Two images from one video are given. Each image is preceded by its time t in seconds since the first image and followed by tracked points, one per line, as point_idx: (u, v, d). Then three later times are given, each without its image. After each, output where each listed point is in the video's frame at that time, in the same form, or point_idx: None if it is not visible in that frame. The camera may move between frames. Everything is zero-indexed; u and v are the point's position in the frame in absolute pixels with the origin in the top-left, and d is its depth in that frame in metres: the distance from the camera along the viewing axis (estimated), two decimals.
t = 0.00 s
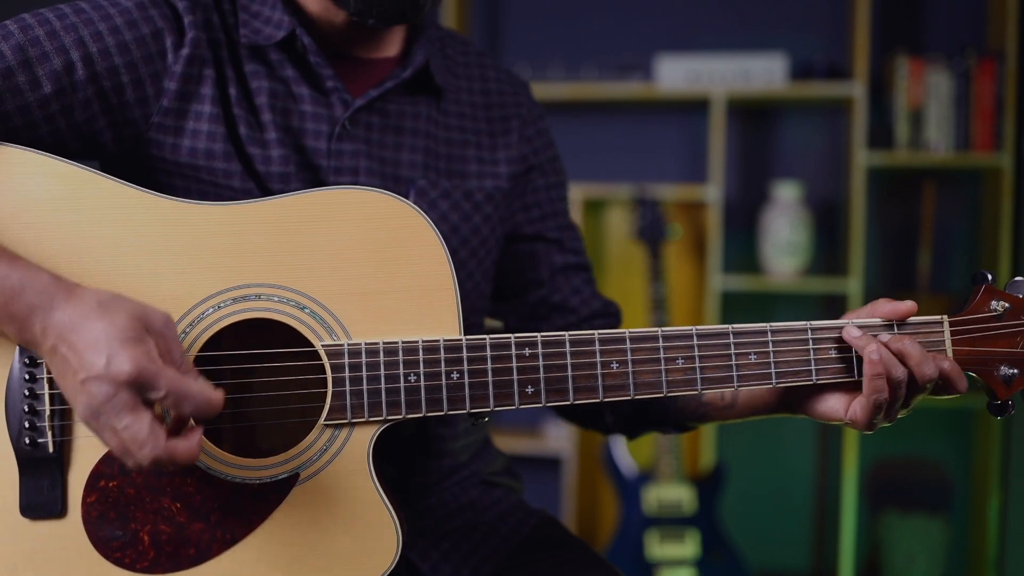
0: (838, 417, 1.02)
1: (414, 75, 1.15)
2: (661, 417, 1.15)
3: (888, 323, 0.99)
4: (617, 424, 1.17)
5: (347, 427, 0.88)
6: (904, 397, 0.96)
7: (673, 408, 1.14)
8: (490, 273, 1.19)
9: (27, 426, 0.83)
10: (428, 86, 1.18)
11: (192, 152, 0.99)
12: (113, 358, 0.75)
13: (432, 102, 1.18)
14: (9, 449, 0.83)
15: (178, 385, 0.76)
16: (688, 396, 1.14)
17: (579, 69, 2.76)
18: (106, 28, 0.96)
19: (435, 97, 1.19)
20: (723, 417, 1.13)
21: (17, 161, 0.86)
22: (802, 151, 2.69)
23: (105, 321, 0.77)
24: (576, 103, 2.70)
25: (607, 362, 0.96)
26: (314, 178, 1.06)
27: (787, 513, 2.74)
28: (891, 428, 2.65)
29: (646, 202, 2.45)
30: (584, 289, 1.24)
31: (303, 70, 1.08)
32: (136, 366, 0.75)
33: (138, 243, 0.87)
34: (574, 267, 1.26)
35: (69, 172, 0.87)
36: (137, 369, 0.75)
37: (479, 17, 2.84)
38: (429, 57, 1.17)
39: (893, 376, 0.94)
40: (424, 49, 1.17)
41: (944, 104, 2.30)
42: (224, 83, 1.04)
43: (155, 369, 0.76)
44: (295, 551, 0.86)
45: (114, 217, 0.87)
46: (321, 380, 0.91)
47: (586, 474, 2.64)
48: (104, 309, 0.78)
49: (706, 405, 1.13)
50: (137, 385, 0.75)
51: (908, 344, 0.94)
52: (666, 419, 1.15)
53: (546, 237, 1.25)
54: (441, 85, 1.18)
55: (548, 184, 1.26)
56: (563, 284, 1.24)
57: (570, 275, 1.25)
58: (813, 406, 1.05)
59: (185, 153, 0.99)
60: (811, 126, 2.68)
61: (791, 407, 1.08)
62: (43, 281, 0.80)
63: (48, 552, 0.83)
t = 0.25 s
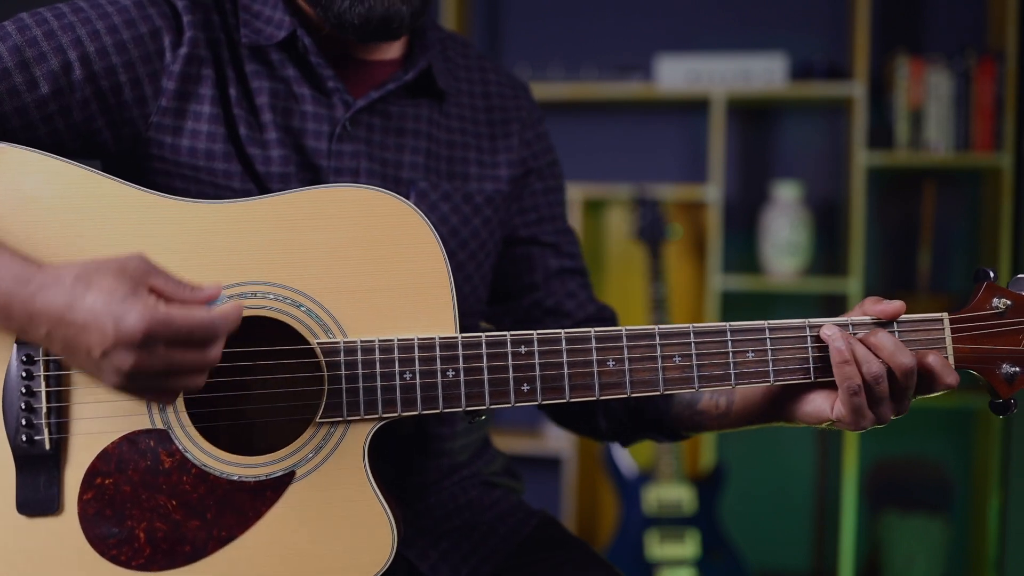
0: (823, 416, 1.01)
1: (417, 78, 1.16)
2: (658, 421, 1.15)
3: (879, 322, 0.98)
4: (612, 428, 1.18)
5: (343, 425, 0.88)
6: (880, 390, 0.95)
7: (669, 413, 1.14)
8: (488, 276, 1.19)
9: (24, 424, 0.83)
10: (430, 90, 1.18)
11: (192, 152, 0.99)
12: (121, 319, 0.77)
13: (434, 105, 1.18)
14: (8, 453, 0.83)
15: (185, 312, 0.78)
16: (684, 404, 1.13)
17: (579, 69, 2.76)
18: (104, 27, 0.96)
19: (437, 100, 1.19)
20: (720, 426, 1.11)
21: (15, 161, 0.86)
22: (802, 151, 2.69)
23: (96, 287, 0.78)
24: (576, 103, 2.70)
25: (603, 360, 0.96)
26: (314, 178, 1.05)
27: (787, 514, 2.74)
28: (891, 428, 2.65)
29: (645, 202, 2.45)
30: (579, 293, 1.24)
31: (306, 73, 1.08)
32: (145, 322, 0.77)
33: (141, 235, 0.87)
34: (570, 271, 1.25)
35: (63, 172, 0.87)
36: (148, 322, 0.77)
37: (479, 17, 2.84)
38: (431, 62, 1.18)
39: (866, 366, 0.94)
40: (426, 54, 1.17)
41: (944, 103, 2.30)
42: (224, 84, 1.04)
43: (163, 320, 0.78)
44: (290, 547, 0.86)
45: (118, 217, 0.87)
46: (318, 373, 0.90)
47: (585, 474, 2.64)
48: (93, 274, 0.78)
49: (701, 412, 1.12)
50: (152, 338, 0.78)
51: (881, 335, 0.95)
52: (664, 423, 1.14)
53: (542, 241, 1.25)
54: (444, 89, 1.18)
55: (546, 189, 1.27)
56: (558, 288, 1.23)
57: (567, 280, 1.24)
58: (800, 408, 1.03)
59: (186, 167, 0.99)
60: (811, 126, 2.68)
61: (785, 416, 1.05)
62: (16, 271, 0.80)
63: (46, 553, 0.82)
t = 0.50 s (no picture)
0: (826, 415, 1.00)
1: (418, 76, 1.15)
2: (655, 424, 1.15)
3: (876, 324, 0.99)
4: (606, 431, 1.18)
5: (345, 428, 0.88)
6: (884, 387, 0.94)
7: (667, 416, 1.14)
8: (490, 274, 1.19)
9: (26, 426, 0.83)
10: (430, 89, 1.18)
11: (196, 146, 0.99)
12: (88, 404, 0.70)
13: (435, 103, 1.18)
14: (9, 454, 0.83)
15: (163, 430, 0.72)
16: (683, 405, 1.13)
17: (579, 69, 2.76)
18: (105, 19, 0.95)
19: (438, 98, 1.18)
20: (718, 428, 1.11)
21: (16, 162, 0.86)
22: (802, 150, 2.69)
23: (83, 363, 0.72)
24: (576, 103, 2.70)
25: (606, 363, 0.96)
26: (318, 175, 1.05)
27: (787, 514, 2.74)
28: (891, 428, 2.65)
29: (646, 202, 2.45)
30: (569, 294, 1.23)
31: (308, 70, 1.08)
32: (112, 413, 0.70)
33: (147, 237, 0.88)
34: (560, 272, 1.25)
35: (63, 172, 0.87)
36: (114, 415, 0.70)
37: (479, 16, 2.84)
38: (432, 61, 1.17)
39: (869, 363, 0.94)
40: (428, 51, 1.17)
41: (944, 103, 2.30)
42: (229, 77, 1.03)
43: (131, 417, 0.71)
44: (293, 550, 0.86)
45: (124, 214, 0.88)
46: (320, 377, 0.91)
47: (586, 474, 2.64)
48: (85, 350, 0.73)
49: (700, 414, 1.12)
50: (116, 429, 0.71)
51: (882, 333, 0.95)
52: (660, 427, 1.15)
53: (535, 239, 1.24)
54: (444, 88, 1.18)
55: (542, 188, 1.27)
56: (549, 287, 1.23)
57: (558, 280, 1.24)
58: (802, 407, 1.03)
59: (190, 162, 0.99)
60: (811, 126, 2.68)
61: (787, 420, 1.05)
62: (19, 316, 0.76)
63: (46, 553, 0.83)
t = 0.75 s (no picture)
0: (831, 423, 1.01)
1: (418, 73, 1.15)
2: (656, 428, 1.15)
3: (875, 327, 0.98)
4: (605, 434, 1.18)
5: (347, 429, 0.88)
6: (887, 393, 0.94)
7: (668, 420, 1.14)
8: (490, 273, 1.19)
9: (25, 429, 0.83)
10: (430, 85, 1.17)
11: (195, 145, 0.99)
12: (99, 396, 0.70)
13: (434, 100, 1.18)
14: (9, 457, 0.83)
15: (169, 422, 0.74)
16: (685, 409, 1.13)
17: (579, 69, 2.76)
18: (104, 18, 0.95)
19: (437, 95, 1.18)
20: (720, 433, 1.11)
21: (14, 161, 0.86)
22: (801, 150, 2.69)
23: (91, 353, 0.72)
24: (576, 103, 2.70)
25: (608, 366, 0.96)
26: (318, 173, 1.05)
27: (787, 513, 2.74)
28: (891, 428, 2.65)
29: (646, 202, 2.45)
30: (567, 292, 1.23)
31: (307, 68, 1.08)
32: (126, 403, 0.71)
33: (147, 238, 0.87)
34: (558, 270, 1.25)
35: (64, 172, 0.87)
36: (127, 405, 0.71)
37: (479, 16, 2.84)
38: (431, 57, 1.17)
39: (871, 369, 0.94)
40: (426, 48, 1.17)
41: (944, 104, 2.30)
42: (227, 75, 1.03)
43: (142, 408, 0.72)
44: (294, 551, 0.86)
45: (125, 212, 0.88)
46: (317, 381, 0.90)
47: (586, 474, 2.64)
48: (89, 340, 0.73)
49: (703, 419, 1.12)
50: (133, 418, 0.72)
51: (885, 339, 0.94)
52: (662, 431, 1.14)
53: (532, 237, 1.24)
54: (443, 84, 1.18)
55: (540, 186, 1.26)
56: (546, 285, 1.23)
57: (555, 278, 1.24)
58: (807, 413, 1.03)
59: (189, 161, 0.99)
60: (811, 126, 2.68)
61: (792, 426, 1.05)
62: (23, 307, 0.76)
63: (45, 555, 0.83)
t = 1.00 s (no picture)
0: (832, 419, 1.01)
1: (412, 72, 1.15)
2: (659, 426, 1.15)
3: (874, 323, 0.98)
4: (608, 432, 1.17)
5: (343, 429, 0.88)
6: (887, 389, 0.95)
7: (671, 418, 1.14)
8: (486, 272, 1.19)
9: (20, 430, 0.83)
10: (426, 84, 1.18)
11: (189, 144, 0.99)
12: (126, 294, 0.77)
13: (430, 99, 1.18)
14: (6, 461, 0.83)
15: (196, 282, 0.77)
16: (687, 408, 1.13)
17: (578, 69, 2.76)
18: (95, 18, 0.95)
19: (434, 94, 1.18)
20: (721, 431, 1.12)
21: (8, 162, 0.86)
22: (802, 150, 2.69)
23: (105, 265, 0.78)
24: (576, 103, 2.70)
25: (605, 364, 0.96)
26: (313, 173, 1.06)
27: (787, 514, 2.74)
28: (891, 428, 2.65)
29: (646, 202, 2.45)
30: (567, 292, 1.23)
31: (302, 68, 1.08)
32: (150, 295, 0.77)
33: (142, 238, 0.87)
34: (558, 270, 1.25)
35: (60, 172, 0.87)
36: (151, 296, 0.77)
37: (479, 16, 2.84)
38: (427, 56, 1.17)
39: (870, 365, 0.94)
40: (422, 46, 1.17)
41: (944, 103, 2.29)
42: (220, 76, 1.03)
43: (168, 291, 0.77)
44: (291, 551, 0.86)
45: (119, 212, 0.88)
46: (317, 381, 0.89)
47: (585, 474, 2.64)
48: (101, 255, 0.79)
49: (705, 417, 1.12)
50: (158, 311, 0.77)
51: (884, 334, 0.94)
52: (664, 429, 1.15)
53: (532, 237, 1.24)
54: (439, 84, 1.18)
55: (539, 184, 1.26)
56: (546, 284, 1.22)
57: (555, 277, 1.24)
58: (807, 411, 1.03)
59: (184, 161, 0.99)
60: (811, 126, 2.68)
61: (794, 424, 1.05)
62: (27, 252, 0.81)
63: (41, 557, 0.82)
